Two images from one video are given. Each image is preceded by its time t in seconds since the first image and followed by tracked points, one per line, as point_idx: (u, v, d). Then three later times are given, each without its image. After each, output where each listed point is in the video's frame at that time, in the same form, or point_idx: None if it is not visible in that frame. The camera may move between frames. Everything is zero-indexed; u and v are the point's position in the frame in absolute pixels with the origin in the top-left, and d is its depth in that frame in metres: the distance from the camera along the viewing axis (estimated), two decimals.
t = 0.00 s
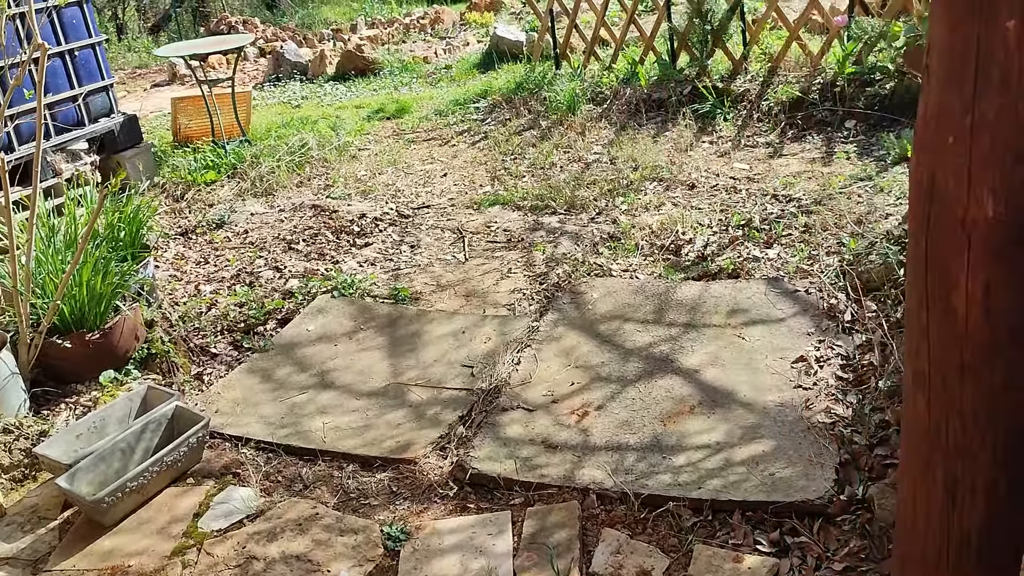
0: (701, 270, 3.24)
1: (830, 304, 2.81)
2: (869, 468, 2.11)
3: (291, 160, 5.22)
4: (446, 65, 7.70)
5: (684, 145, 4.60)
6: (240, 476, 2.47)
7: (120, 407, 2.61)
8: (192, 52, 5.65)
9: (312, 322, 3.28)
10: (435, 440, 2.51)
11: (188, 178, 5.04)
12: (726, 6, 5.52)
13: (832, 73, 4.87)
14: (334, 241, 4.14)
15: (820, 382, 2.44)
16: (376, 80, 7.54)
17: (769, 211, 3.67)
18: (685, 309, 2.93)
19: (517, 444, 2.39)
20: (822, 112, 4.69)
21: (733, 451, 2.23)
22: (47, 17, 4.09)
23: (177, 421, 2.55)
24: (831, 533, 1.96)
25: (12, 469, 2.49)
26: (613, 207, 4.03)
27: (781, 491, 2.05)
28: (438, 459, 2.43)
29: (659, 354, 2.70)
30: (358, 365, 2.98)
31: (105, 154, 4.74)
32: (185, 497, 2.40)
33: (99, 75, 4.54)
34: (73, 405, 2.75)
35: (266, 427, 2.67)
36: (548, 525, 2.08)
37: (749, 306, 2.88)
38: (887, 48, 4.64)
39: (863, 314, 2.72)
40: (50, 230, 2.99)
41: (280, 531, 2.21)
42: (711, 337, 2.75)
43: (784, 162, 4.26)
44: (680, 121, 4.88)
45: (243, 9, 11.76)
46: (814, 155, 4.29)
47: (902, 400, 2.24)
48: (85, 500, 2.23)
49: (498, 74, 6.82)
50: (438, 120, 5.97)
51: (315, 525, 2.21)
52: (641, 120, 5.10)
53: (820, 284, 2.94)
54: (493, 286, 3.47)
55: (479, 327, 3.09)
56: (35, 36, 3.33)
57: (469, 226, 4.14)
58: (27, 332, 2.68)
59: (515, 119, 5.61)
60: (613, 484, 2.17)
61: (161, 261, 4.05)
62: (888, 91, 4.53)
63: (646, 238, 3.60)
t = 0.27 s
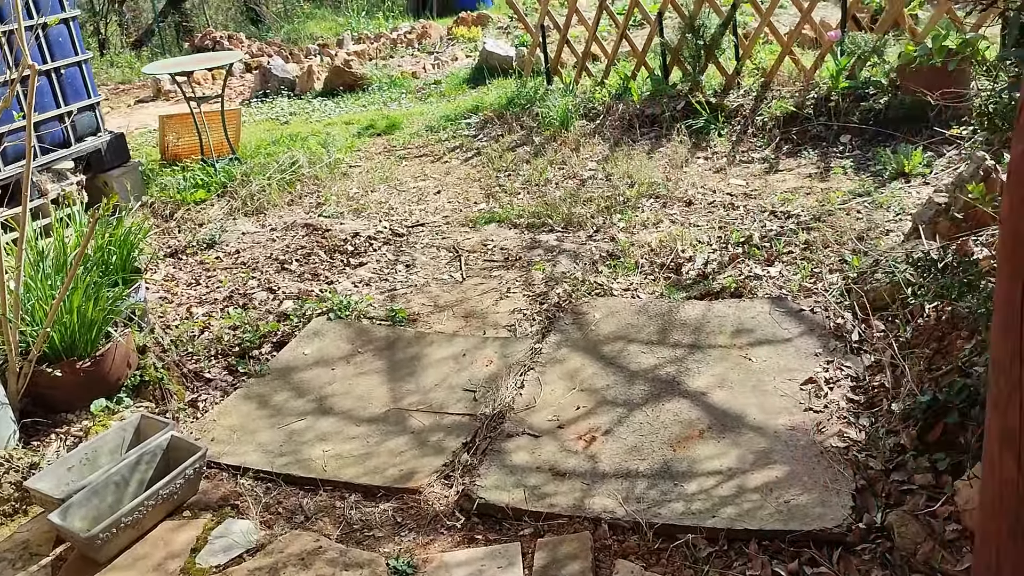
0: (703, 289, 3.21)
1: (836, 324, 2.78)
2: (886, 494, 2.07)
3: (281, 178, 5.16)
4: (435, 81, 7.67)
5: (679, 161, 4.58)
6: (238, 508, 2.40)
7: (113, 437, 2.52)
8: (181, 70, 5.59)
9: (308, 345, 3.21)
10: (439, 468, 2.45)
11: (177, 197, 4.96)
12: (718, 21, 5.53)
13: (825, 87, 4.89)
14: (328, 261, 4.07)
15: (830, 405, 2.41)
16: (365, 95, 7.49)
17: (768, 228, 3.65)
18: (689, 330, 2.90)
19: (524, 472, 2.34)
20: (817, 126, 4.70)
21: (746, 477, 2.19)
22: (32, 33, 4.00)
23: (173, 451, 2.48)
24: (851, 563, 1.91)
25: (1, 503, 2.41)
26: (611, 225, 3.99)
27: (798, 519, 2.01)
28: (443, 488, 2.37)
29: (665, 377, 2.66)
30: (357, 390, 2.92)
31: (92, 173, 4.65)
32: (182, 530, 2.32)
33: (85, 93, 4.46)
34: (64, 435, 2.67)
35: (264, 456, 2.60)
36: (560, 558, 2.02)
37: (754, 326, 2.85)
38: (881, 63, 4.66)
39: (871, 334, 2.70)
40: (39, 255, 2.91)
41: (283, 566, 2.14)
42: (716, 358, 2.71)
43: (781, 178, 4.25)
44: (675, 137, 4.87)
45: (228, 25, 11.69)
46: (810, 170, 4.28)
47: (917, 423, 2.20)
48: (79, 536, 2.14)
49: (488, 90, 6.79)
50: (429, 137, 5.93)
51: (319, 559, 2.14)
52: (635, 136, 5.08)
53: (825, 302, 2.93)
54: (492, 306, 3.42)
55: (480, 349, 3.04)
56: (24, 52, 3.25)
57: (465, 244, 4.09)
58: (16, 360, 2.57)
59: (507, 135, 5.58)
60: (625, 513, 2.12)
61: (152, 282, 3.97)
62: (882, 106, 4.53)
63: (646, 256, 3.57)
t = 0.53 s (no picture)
0: (706, 303, 3.19)
1: (842, 339, 2.77)
2: (900, 513, 2.05)
3: (277, 191, 5.12)
4: (430, 91, 7.65)
5: (678, 172, 4.57)
6: (240, 531, 2.36)
7: (111, 458, 2.48)
8: (175, 83, 5.56)
9: (308, 361, 3.17)
10: (444, 488, 2.41)
11: (172, 211, 4.92)
12: (714, 32, 5.53)
13: (823, 98, 4.89)
14: (325, 275, 4.04)
15: (839, 422, 2.39)
16: (359, 107, 7.46)
17: (769, 241, 3.64)
18: (693, 344, 2.88)
19: (531, 492, 2.30)
20: (815, 137, 4.70)
21: (756, 495, 2.16)
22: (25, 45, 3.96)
23: (172, 472, 2.43)
24: None
25: None
26: (610, 237, 3.97)
27: (811, 539, 1.98)
28: (448, 508, 2.34)
29: (671, 393, 2.64)
30: (358, 408, 2.88)
31: (86, 187, 4.60)
32: (183, 553, 2.27)
33: (79, 106, 4.41)
34: (61, 456, 2.62)
35: (264, 477, 2.56)
36: None
37: (760, 340, 2.83)
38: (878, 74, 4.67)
39: (878, 348, 2.68)
40: (35, 273, 2.87)
41: None
42: (722, 374, 2.69)
43: (780, 190, 4.24)
44: (673, 149, 4.86)
45: (220, 36, 11.65)
46: (809, 182, 4.27)
47: (928, 440, 2.19)
48: (78, 561, 2.09)
49: (483, 101, 6.78)
50: (425, 148, 5.91)
51: None
52: (633, 147, 5.07)
53: (830, 316, 2.91)
54: (493, 321, 3.39)
55: (482, 366, 3.01)
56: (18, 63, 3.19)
57: (463, 257, 4.07)
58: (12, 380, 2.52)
59: (504, 146, 5.56)
60: (635, 533, 2.09)
61: (147, 298, 3.92)
62: (880, 117, 4.53)
63: (647, 269, 3.55)
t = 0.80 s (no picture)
0: (708, 317, 3.21)
1: (845, 353, 2.78)
2: (904, 530, 2.06)
3: (280, 205, 5.14)
4: (431, 103, 7.68)
5: (679, 185, 4.59)
6: (245, 547, 2.37)
7: (117, 475, 2.48)
8: (178, 96, 5.58)
9: (312, 376, 3.18)
10: (449, 504, 2.42)
11: (175, 224, 4.93)
12: (714, 46, 5.56)
13: (823, 111, 4.92)
14: (328, 289, 4.05)
15: (842, 437, 2.40)
16: (361, 119, 7.49)
17: (771, 254, 3.65)
18: (696, 359, 2.89)
19: (535, 508, 2.30)
20: (815, 150, 4.72)
21: (760, 511, 2.17)
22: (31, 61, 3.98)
23: (178, 489, 2.44)
24: None
25: (3, 544, 2.34)
26: (612, 251, 3.98)
27: (815, 556, 1.99)
28: (453, 524, 2.34)
29: (674, 408, 2.65)
30: (362, 423, 2.89)
31: (90, 201, 4.62)
32: (188, 570, 2.28)
33: (83, 120, 4.43)
34: (67, 472, 2.63)
35: (269, 493, 2.56)
36: None
37: (762, 355, 2.84)
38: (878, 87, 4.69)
39: (880, 363, 2.70)
40: (42, 289, 2.89)
41: None
42: (725, 389, 2.70)
43: (781, 203, 4.26)
44: (674, 161, 4.88)
45: (222, 47, 11.70)
46: (810, 195, 4.29)
47: (932, 456, 2.20)
48: None
49: (485, 113, 6.81)
50: (427, 161, 5.94)
51: None
52: (634, 160, 5.09)
53: (832, 331, 2.93)
54: (496, 335, 3.40)
55: (486, 380, 3.01)
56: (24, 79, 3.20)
57: (466, 270, 4.08)
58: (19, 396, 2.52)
59: (506, 159, 5.58)
60: (639, 549, 2.10)
61: (151, 312, 3.93)
62: (880, 129, 4.56)
63: (649, 283, 3.56)
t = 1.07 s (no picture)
0: (710, 327, 3.21)
1: (846, 363, 2.78)
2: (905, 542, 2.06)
3: (283, 214, 5.15)
4: (434, 111, 7.69)
5: (681, 194, 4.59)
6: (246, 558, 2.37)
7: (119, 486, 2.49)
8: (182, 106, 5.61)
9: (313, 387, 3.18)
10: (450, 515, 2.42)
11: (178, 233, 4.95)
12: (716, 54, 5.56)
13: (825, 119, 4.92)
14: (330, 298, 4.06)
15: (843, 448, 2.40)
16: (364, 127, 7.51)
17: (773, 263, 3.65)
18: (697, 369, 2.89)
19: (536, 519, 2.30)
20: (817, 158, 4.73)
21: (761, 522, 2.17)
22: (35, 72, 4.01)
23: (180, 500, 2.44)
24: None
25: (5, 556, 2.34)
26: (614, 260, 3.99)
27: (815, 568, 1.99)
28: (454, 536, 2.34)
29: (675, 419, 2.65)
30: (364, 433, 2.89)
31: (94, 211, 4.64)
32: None
33: (87, 130, 4.46)
34: (69, 483, 2.64)
35: (270, 503, 2.57)
36: None
37: (763, 365, 2.84)
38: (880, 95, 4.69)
39: (881, 373, 2.70)
40: (44, 299, 2.90)
41: None
42: (726, 400, 2.70)
43: (783, 211, 4.26)
44: (676, 170, 4.89)
45: (226, 55, 11.74)
46: (812, 204, 4.29)
47: (933, 468, 2.20)
48: None
49: (487, 121, 6.83)
50: (429, 169, 5.95)
51: None
52: (636, 169, 5.11)
53: (833, 341, 2.93)
54: (498, 344, 3.40)
55: (487, 391, 3.01)
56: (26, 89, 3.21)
57: (468, 280, 4.09)
58: (21, 408, 2.53)
59: (508, 167, 5.60)
60: (640, 561, 2.10)
61: (154, 322, 3.94)
62: (882, 138, 4.56)
63: (650, 292, 3.56)
